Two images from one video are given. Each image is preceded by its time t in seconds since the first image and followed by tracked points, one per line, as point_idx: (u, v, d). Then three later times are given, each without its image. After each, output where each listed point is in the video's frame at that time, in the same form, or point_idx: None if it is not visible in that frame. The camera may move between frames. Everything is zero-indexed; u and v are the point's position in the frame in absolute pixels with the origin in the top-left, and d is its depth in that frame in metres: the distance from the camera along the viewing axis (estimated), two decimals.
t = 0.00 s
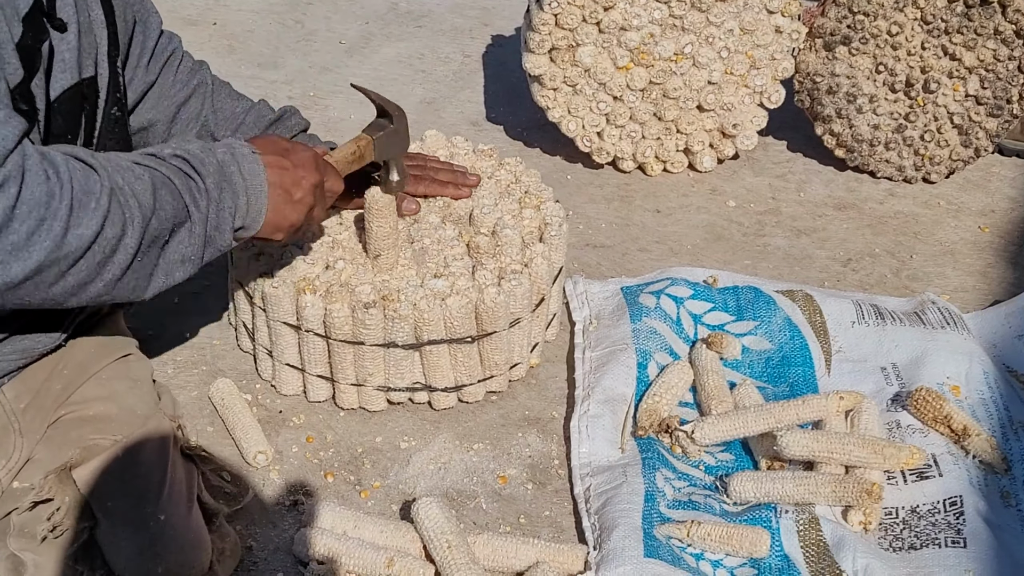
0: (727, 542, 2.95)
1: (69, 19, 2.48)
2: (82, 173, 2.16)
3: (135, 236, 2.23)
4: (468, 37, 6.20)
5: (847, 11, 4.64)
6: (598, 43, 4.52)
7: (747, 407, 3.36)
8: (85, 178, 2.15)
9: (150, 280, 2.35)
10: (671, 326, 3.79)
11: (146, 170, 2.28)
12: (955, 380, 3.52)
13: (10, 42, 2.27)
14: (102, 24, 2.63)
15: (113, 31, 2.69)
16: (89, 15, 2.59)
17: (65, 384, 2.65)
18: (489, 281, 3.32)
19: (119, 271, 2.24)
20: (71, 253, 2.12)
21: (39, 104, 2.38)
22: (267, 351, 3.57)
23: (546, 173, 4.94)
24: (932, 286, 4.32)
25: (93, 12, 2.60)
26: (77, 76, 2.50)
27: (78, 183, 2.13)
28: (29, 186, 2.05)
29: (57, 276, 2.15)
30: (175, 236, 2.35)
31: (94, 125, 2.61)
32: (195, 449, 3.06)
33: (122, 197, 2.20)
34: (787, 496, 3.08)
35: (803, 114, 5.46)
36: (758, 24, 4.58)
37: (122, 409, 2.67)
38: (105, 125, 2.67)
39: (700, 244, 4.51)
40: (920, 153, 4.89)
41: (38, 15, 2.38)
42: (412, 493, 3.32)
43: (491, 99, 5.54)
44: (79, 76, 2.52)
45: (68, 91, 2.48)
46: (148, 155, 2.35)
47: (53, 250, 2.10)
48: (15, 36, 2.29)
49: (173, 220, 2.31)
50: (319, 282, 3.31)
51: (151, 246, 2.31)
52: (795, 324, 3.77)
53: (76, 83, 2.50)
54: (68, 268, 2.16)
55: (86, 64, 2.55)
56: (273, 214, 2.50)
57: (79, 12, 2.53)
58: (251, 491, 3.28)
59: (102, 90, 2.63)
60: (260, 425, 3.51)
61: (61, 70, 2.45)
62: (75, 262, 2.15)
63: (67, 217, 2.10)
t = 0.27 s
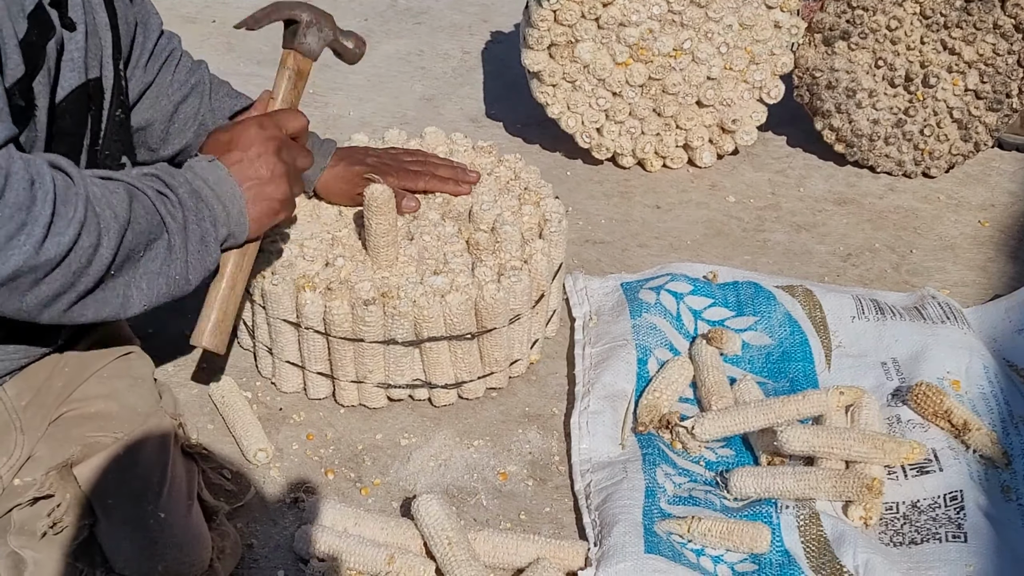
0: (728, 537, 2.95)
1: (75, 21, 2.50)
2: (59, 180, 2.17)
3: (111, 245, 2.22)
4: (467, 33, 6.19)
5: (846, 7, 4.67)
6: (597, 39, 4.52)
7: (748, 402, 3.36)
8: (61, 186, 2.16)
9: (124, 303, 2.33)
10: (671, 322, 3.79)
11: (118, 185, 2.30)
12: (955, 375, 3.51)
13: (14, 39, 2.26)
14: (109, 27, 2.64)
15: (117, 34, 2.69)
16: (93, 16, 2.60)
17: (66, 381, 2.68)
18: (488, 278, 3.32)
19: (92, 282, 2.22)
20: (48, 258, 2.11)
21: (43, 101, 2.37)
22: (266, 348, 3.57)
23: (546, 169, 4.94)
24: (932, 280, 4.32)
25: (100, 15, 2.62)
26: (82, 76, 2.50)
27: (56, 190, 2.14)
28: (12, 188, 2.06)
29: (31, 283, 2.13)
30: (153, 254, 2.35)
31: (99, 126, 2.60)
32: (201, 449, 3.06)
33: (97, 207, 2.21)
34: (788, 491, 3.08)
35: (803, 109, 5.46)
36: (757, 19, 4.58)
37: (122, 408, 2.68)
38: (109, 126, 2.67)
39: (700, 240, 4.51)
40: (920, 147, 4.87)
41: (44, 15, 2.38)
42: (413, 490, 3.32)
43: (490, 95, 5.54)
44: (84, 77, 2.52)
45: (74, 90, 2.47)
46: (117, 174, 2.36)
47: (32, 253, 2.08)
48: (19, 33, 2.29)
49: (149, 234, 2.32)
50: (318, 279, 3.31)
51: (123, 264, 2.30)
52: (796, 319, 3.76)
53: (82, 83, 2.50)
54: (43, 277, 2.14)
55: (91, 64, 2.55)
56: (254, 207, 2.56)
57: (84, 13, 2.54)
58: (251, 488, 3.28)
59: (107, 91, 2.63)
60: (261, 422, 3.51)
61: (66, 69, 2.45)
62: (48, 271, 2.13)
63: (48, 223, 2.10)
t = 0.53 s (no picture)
0: (729, 535, 2.95)
1: (81, 19, 2.49)
2: (47, 155, 2.18)
3: (110, 210, 2.25)
4: (468, 32, 6.19)
5: (847, 5, 4.67)
6: (598, 37, 4.52)
7: (749, 401, 3.36)
8: (47, 160, 2.17)
9: (136, 249, 2.38)
10: (672, 321, 3.79)
11: (107, 141, 2.30)
12: (956, 373, 3.51)
13: (19, 39, 2.26)
14: (113, 27, 2.64)
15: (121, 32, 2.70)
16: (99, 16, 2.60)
17: (64, 380, 2.66)
18: (488, 278, 3.31)
19: (99, 249, 2.26)
20: (50, 238, 2.15)
21: (46, 101, 2.38)
22: (266, 347, 3.57)
23: (547, 168, 4.94)
24: (933, 279, 4.32)
25: (104, 14, 2.61)
26: (85, 76, 2.51)
27: (44, 166, 2.15)
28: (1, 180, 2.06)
29: (40, 262, 2.17)
30: (153, 198, 2.38)
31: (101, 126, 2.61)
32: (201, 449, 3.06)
33: (89, 173, 2.23)
34: (788, 489, 3.09)
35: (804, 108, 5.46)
36: (758, 18, 4.59)
37: (121, 406, 2.69)
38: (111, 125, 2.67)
39: (701, 238, 4.51)
40: (921, 146, 4.87)
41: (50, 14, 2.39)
42: (414, 488, 3.32)
43: (491, 94, 5.54)
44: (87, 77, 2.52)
45: (76, 91, 2.48)
46: (102, 120, 2.36)
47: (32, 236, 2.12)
48: (25, 33, 2.29)
49: (145, 182, 2.34)
50: (318, 277, 3.31)
51: (128, 217, 2.34)
52: (797, 317, 3.77)
53: (86, 83, 2.51)
54: (48, 256, 2.18)
55: (95, 64, 2.55)
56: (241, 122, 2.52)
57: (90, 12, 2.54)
58: (253, 486, 3.29)
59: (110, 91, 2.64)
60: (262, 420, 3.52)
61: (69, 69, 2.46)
62: (53, 249, 2.17)
63: (45, 205, 2.13)
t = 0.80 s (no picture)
0: (729, 535, 2.95)
1: (84, 19, 2.50)
2: (59, 157, 2.18)
3: (118, 211, 2.26)
4: (471, 32, 6.20)
5: (848, 7, 4.66)
6: (600, 38, 4.53)
7: (750, 401, 3.37)
8: (59, 163, 2.17)
9: (144, 251, 2.38)
10: (673, 321, 3.80)
11: (122, 144, 2.30)
12: (957, 374, 3.52)
13: (24, 37, 2.27)
14: (116, 26, 2.65)
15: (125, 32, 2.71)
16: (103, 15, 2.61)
17: (61, 377, 2.67)
18: (489, 279, 3.31)
19: (105, 250, 2.27)
20: (56, 238, 2.15)
21: (51, 99, 2.38)
22: (267, 346, 3.57)
23: (549, 168, 4.94)
24: (934, 280, 4.32)
25: (108, 14, 2.62)
26: (89, 74, 2.51)
27: (54, 169, 2.15)
28: (12, 178, 2.07)
29: (45, 262, 2.18)
30: (161, 205, 2.38)
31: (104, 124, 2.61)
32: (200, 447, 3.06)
33: (100, 176, 2.23)
34: (789, 490, 3.09)
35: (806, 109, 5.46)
36: (760, 19, 4.58)
37: (118, 404, 2.69)
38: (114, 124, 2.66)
39: (703, 239, 4.51)
40: (922, 147, 4.88)
41: (55, 13, 2.39)
42: (415, 487, 3.32)
43: (493, 93, 5.54)
44: (91, 75, 2.53)
45: (79, 88, 2.48)
46: (121, 123, 2.36)
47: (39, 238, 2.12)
48: (30, 32, 2.29)
49: (152, 189, 2.34)
50: (319, 277, 3.31)
51: (135, 221, 2.34)
52: (797, 318, 3.77)
53: (89, 81, 2.51)
54: (54, 255, 2.19)
55: (98, 63, 2.56)
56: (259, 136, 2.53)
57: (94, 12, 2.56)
58: (253, 485, 3.29)
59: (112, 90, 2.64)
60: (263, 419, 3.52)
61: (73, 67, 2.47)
62: (59, 248, 2.18)
63: (51, 206, 2.13)
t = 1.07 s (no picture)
0: (730, 537, 2.96)
1: (90, 16, 2.51)
2: (104, 177, 2.19)
3: (149, 242, 2.26)
4: (473, 33, 6.20)
5: (851, 10, 4.65)
6: (603, 39, 4.53)
7: (750, 403, 3.37)
8: (105, 182, 2.18)
9: (164, 292, 2.39)
10: (673, 322, 3.80)
11: (167, 183, 2.33)
12: (957, 377, 3.52)
13: (34, 34, 2.28)
14: (121, 23, 2.65)
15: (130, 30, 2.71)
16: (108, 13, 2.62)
17: (66, 375, 2.69)
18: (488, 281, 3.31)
19: (128, 280, 2.26)
20: (85, 251, 2.13)
21: (59, 96, 2.39)
22: (266, 346, 3.58)
23: (551, 169, 4.95)
24: (935, 283, 4.33)
25: (113, 11, 2.62)
26: (96, 71, 2.51)
27: (99, 185, 2.16)
28: (47, 180, 2.06)
29: (68, 275, 2.15)
30: (190, 248, 2.39)
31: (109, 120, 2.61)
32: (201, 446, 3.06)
33: (141, 204, 2.24)
34: (789, 492, 3.09)
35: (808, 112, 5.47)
36: (762, 22, 4.58)
37: (121, 403, 2.70)
38: (119, 122, 2.67)
39: (704, 241, 4.52)
40: (923, 151, 4.88)
41: (61, 10, 2.40)
42: (416, 487, 3.33)
43: (495, 94, 5.55)
44: (97, 72, 2.53)
45: (86, 85, 2.49)
46: (167, 166, 2.40)
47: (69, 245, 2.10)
48: (39, 29, 2.31)
49: (186, 231, 2.35)
50: (319, 277, 3.32)
51: (163, 262, 2.34)
52: (798, 320, 3.77)
53: (95, 78, 2.51)
54: (80, 269, 2.17)
55: (104, 60, 2.56)
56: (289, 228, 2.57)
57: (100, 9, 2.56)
58: (254, 484, 3.29)
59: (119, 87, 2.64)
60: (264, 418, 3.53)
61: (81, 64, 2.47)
62: (86, 262, 2.16)
63: (83, 214, 2.12)
